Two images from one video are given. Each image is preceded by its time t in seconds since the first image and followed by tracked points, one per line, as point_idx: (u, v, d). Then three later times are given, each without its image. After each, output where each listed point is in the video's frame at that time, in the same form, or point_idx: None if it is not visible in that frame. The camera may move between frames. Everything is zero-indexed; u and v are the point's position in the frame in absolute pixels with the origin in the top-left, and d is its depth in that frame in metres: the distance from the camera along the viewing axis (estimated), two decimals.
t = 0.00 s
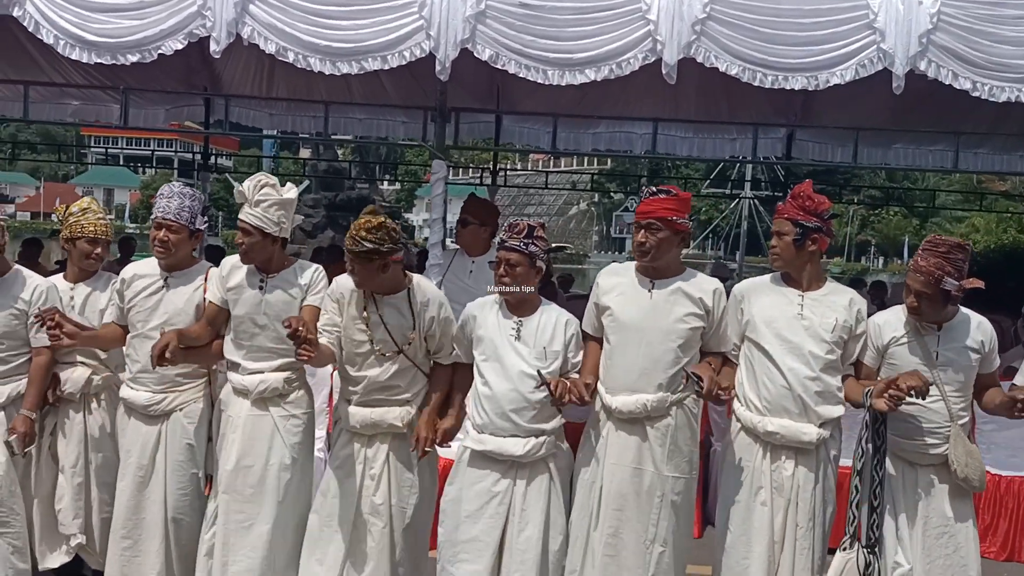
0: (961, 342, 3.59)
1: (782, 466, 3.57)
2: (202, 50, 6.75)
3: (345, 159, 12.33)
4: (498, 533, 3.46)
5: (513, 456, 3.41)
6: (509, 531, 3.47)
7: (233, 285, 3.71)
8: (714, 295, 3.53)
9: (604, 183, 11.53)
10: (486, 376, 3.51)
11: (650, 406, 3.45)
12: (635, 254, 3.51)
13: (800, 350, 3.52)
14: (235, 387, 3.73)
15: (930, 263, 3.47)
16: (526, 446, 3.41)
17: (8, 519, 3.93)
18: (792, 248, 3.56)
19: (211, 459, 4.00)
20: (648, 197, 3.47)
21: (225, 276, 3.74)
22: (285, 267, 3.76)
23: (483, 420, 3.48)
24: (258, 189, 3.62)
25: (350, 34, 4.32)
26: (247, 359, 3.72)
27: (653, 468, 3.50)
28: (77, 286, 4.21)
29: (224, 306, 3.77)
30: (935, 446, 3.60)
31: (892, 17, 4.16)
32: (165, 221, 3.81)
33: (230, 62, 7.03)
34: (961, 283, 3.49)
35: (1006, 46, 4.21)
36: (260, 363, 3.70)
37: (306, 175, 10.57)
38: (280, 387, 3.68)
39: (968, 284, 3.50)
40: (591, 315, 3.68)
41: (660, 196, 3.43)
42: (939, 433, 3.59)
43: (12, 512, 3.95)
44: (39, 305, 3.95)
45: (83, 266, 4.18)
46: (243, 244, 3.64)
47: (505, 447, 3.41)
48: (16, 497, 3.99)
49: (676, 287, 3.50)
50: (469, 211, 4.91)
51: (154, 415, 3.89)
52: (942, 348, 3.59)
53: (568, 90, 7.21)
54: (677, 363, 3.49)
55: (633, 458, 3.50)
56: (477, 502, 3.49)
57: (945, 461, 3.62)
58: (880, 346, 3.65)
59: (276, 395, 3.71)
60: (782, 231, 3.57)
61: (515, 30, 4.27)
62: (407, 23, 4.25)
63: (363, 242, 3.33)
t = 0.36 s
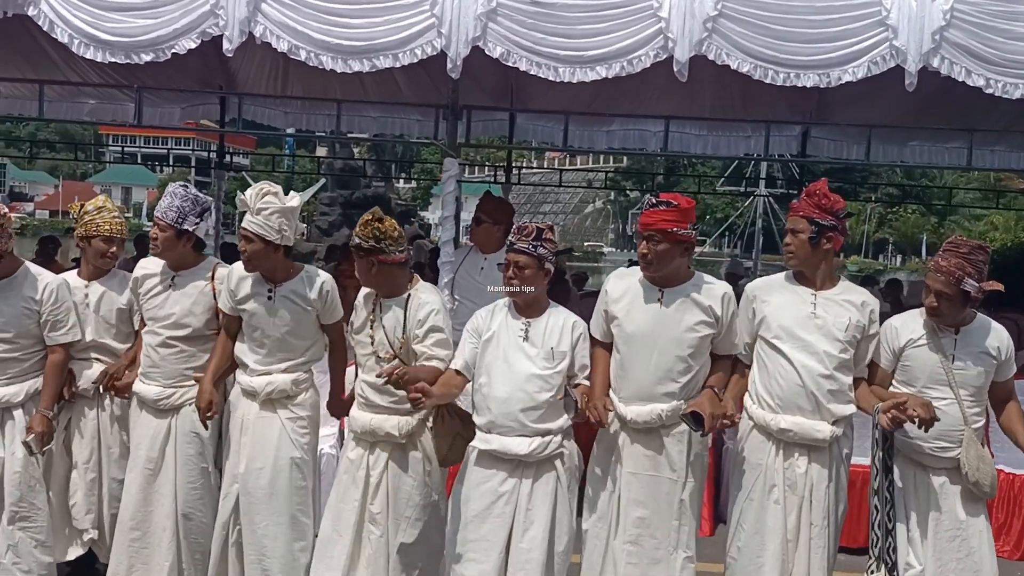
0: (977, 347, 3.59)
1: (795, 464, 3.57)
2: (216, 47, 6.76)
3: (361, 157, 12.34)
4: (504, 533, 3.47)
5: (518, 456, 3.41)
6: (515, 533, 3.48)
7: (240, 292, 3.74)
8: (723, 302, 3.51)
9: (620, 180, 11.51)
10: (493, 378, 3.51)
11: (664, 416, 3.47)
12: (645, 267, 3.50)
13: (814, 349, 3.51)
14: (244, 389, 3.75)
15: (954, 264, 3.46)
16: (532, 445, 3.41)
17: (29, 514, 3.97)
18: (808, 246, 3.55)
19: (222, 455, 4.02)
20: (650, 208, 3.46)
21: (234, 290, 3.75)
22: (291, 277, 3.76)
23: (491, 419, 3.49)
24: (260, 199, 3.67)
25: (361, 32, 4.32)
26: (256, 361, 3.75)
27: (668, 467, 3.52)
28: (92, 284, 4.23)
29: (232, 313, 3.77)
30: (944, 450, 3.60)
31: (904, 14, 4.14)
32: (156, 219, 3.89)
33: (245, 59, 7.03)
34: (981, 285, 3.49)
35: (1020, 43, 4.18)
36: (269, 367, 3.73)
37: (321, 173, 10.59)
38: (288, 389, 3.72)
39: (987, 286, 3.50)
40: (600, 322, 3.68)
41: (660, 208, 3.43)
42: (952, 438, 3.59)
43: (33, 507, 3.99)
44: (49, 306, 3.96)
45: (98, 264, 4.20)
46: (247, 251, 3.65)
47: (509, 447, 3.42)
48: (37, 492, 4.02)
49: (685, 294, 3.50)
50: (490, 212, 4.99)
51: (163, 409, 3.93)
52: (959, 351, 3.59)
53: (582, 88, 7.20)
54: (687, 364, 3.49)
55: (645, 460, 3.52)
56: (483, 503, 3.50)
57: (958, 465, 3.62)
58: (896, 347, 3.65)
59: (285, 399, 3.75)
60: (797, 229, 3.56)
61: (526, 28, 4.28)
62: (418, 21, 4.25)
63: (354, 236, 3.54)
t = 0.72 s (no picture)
0: (1007, 350, 3.57)
1: (805, 466, 3.57)
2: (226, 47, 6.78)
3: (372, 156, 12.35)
4: (514, 532, 3.47)
5: (525, 454, 3.42)
6: (523, 531, 3.48)
7: (252, 298, 3.76)
8: (724, 310, 3.52)
9: (632, 179, 11.48)
10: (500, 377, 3.52)
11: (662, 426, 3.47)
12: (645, 278, 3.49)
13: (826, 349, 3.51)
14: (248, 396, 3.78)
15: (996, 268, 3.41)
16: (537, 445, 3.42)
17: (36, 514, 4.01)
18: (818, 247, 3.54)
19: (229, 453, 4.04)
20: (651, 218, 3.43)
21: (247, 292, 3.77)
22: (303, 284, 3.77)
23: (497, 418, 3.50)
24: (277, 211, 3.64)
25: (368, 32, 4.33)
26: (262, 370, 3.76)
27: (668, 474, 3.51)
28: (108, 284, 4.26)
29: (241, 317, 3.81)
30: (966, 450, 3.59)
31: (912, 14, 4.12)
32: (160, 225, 3.90)
33: (255, 58, 7.04)
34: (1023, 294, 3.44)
35: None
36: (274, 374, 3.75)
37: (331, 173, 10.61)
38: (292, 395, 3.73)
39: None
40: (601, 332, 3.68)
41: (661, 219, 3.40)
42: (976, 437, 3.57)
43: (41, 508, 4.03)
44: (62, 302, 4.00)
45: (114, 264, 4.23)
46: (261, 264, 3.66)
47: (517, 446, 3.43)
48: (45, 492, 4.06)
49: (685, 304, 3.50)
50: (499, 212, 5.13)
51: (171, 407, 3.95)
52: (989, 352, 3.56)
53: (593, 87, 7.20)
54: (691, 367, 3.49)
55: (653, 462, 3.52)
56: (490, 504, 3.50)
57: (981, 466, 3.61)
58: (925, 342, 3.64)
59: (288, 404, 3.76)
60: (808, 230, 3.54)
61: (533, 28, 4.28)
62: (425, 21, 4.26)
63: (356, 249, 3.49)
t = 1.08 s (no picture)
0: None
1: (820, 464, 3.56)
2: (233, 46, 6.79)
3: (380, 154, 12.36)
4: (517, 525, 3.49)
5: (533, 449, 3.43)
6: (529, 524, 3.49)
7: (257, 276, 3.81)
8: (730, 294, 3.51)
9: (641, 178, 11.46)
10: (506, 368, 3.52)
11: (666, 406, 3.45)
12: (651, 260, 3.49)
13: (840, 348, 3.50)
14: (252, 379, 3.79)
15: None
16: (546, 440, 3.44)
17: (37, 512, 4.03)
18: (834, 245, 3.52)
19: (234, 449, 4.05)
20: (653, 202, 3.45)
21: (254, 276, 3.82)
22: (306, 266, 3.81)
23: (502, 414, 3.50)
24: (292, 186, 3.70)
25: (375, 31, 4.33)
26: (266, 353, 3.78)
27: (670, 470, 3.50)
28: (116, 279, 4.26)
29: (247, 298, 3.86)
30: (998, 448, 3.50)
31: (921, 10, 4.10)
32: (169, 241, 3.86)
33: (261, 55, 7.05)
34: None
35: None
36: (276, 359, 3.76)
37: (339, 172, 10.63)
38: (294, 381, 3.73)
39: None
40: (608, 318, 3.68)
41: (665, 202, 3.42)
42: (1007, 432, 3.48)
43: (42, 506, 4.05)
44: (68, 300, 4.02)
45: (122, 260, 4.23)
46: (271, 237, 3.68)
47: (525, 441, 3.43)
48: (46, 490, 4.08)
49: (689, 290, 3.50)
50: (507, 205, 5.03)
51: (181, 399, 3.97)
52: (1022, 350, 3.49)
53: (600, 85, 7.20)
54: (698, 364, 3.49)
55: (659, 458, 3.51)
56: (495, 496, 3.51)
57: (1013, 462, 3.52)
58: (959, 336, 3.58)
59: (291, 390, 3.77)
60: (823, 229, 3.53)
61: (539, 25, 4.26)
62: (432, 19, 4.26)
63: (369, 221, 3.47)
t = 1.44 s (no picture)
0: None
1: (834, 465, 3.57)
2: (241, 45, 6.80)
3: (387, 152, 12.35)
4: (517, 525, 3.49)
5: (530, 448, 3.43)
6: (526, 526, 3.49)
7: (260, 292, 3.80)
8: (744, 307, 3.51)
9: (649, 176, 11.44)
10: (506, 372, 3.53)
11: (686, 420, 3.48)
12: (666, 273, 3.47)
13: (854, 350, 3.50)
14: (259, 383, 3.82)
15: None
16: (543, 438, 3.43)
17: (43, 508, 4.04)
18: (859, 248, 3.50)
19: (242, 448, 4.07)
20: (671, 216, 3.43)
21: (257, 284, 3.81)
22: (308, 280, 3.76)
23: (505, 414, 3.50)
24: (272, 207, 3.64)
25: (382, 29, 4.34)
26: (276, 358, 3.79)
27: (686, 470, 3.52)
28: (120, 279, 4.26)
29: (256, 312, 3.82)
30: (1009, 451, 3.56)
31: (928, 9, 4.09)
32: (177, 228, 3.89)
33: (269, 54, 7.06)
34: None
35: None
36: (281, 364, 3.78)
37: (347, 171, 10.63)
38: (297, 386, 3.75)
39: None
40: (620, 326, 3.67)
41: (684, 217, 3.39)
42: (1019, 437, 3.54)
43: (49, 502, 4.06)
44: (71, 299, 4.02)
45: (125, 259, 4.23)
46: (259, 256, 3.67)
47: (522, 440, 3.44)
48: (52, 486, 4.09)
49: (709, 301, 3.50)
50: (502, 206, 5.13)
51: (192, 400, 3.98)
52: None
53: (607, 83, 7.20)
54: (707, 366, 3.49)
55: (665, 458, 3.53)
56: (496, 495, 3.52)
57: None
58: (969, 342, 3.61)
59: (294, 395, 3.78)
60: (846, 232, 3.49)
61: (546, 24, 4.27)
62: (439, 17, 4.26)
63: (401, 244, 3.48)
